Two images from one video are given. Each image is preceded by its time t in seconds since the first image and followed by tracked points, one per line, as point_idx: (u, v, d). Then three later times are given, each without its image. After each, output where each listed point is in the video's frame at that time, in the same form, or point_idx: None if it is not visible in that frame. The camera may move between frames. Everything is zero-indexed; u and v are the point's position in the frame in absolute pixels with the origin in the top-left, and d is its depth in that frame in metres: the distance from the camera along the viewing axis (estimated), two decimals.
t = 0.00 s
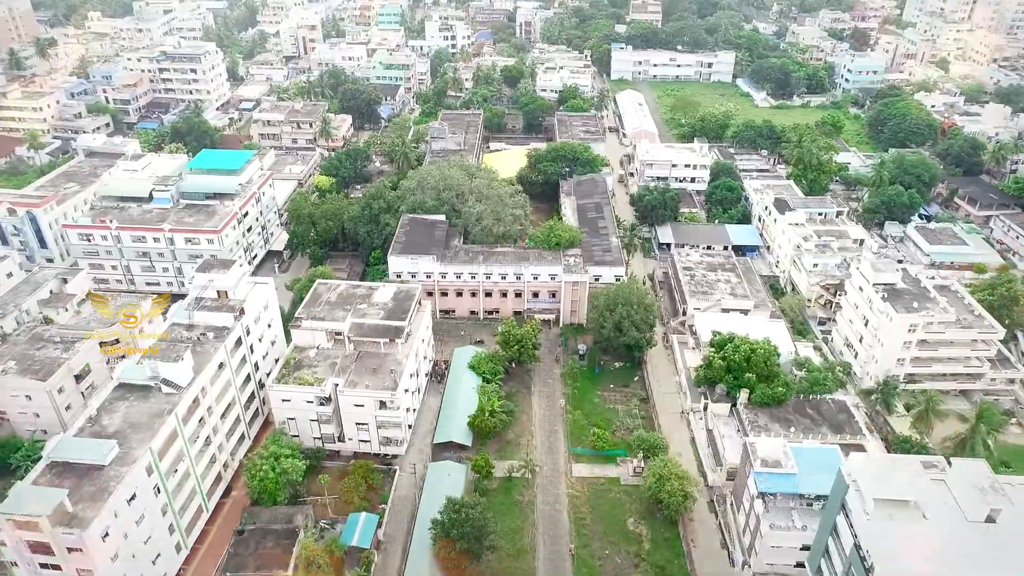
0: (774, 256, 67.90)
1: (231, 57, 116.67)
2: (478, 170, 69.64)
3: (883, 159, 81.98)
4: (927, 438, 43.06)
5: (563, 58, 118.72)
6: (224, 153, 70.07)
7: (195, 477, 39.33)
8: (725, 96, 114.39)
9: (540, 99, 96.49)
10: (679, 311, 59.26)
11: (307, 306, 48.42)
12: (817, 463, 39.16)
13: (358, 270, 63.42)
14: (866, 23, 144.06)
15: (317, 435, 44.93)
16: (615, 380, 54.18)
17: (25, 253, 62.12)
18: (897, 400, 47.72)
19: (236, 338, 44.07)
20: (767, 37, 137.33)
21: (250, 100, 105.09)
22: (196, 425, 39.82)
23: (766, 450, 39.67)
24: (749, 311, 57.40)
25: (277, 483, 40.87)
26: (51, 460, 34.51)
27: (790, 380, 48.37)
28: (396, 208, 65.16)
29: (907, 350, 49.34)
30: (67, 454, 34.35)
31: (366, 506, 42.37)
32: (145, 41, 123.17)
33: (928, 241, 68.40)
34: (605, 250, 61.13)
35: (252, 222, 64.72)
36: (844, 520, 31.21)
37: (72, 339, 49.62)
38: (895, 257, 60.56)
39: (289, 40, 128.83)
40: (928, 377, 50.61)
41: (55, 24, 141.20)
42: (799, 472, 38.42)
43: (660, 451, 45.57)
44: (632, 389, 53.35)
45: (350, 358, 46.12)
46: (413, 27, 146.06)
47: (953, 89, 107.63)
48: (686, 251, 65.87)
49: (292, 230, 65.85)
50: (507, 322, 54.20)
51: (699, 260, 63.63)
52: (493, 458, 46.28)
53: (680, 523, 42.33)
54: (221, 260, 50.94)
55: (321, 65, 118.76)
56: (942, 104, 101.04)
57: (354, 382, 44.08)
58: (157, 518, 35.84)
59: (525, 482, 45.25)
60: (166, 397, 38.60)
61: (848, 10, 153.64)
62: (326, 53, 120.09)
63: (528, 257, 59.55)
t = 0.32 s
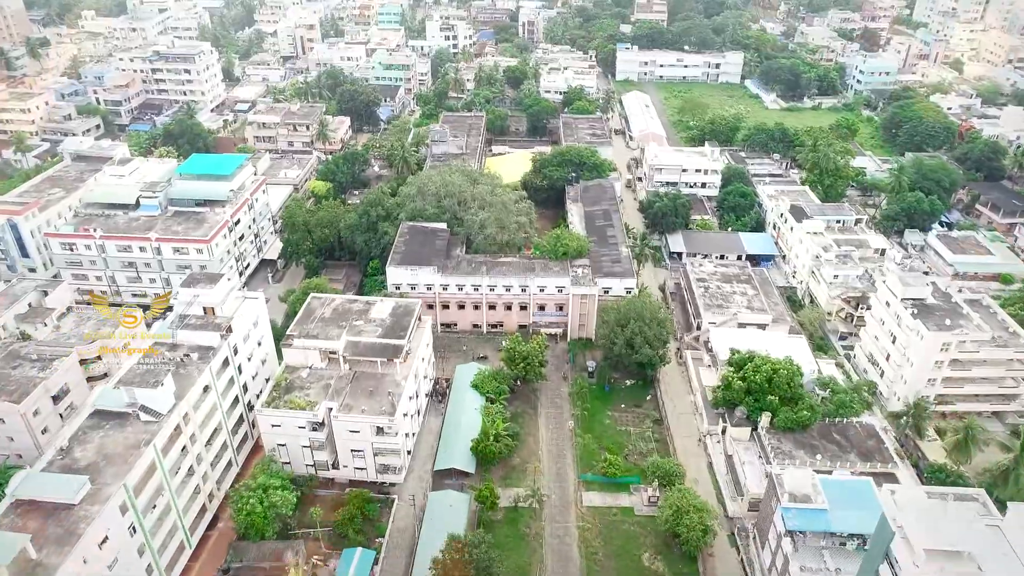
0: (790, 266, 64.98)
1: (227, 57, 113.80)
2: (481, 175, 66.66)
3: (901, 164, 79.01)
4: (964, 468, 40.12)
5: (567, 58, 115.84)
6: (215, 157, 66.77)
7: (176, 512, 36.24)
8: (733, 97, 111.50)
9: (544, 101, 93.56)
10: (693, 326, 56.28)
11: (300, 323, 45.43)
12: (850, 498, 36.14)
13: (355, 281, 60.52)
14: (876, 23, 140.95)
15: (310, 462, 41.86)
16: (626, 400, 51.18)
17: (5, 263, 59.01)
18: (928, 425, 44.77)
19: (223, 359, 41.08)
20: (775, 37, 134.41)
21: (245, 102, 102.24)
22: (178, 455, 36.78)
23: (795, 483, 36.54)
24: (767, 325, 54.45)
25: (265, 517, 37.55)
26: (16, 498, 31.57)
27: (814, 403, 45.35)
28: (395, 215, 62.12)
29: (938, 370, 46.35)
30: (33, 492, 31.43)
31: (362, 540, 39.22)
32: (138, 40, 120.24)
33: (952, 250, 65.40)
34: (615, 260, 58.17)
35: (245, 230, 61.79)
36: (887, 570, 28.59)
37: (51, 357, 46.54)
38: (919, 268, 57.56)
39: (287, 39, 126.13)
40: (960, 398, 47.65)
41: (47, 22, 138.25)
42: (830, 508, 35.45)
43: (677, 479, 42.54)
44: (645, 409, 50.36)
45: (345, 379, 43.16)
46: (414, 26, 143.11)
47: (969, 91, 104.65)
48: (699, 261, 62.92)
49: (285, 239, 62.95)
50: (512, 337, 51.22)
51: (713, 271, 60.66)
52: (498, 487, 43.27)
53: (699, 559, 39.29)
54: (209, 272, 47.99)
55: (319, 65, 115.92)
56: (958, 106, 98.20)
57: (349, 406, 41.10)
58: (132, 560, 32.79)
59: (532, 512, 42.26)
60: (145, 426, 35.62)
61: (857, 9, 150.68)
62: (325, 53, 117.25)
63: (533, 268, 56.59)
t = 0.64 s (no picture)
0: (809, 275, 62.12)
1: (223, 56, 110.96)
2: (485, 179, 63.76)
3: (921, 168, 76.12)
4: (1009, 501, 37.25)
5: (572, 58, 112.92)
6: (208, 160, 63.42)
7: (157, 549, 33.31)
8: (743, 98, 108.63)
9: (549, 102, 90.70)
10: (709, 340, 53.40)
11: (293, 340, 42.56)
12: (888, 537, 33.20)
13: (354, 291, 57.67)
14: (887, 21, 137.98)
15: (303, 491, 38.99)
16: (640, 420, 48.30)
17: None
18: (965, 449, 41.94)
19: (210, 380, 38.17)
20: (784, 36, 131.51)
21: (241, 102, 99.34)
22: (160, 487, 33.85)
23: (829, 519, 33.61)
24: (788, 340, 51.58)
25: (254, 554, 34.64)
26: None
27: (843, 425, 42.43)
28: (395, 222, 59.27)
29: (974, 391, 43.43)
30: None
31: None
32: (132, 39, 117.30)
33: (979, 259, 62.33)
34: (626, 270, 55.30)
35: (237, 238, 58.94)
36: None
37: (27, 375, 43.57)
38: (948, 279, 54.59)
39: (285, 39, 123.37)
40: (996, 419, 44.84)
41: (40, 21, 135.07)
42: (868, 548, 32.50)
43: (697, 509, 39.65)
44: (659, 430, 47.47)
45: (342, 401, 40.23)
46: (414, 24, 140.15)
47: (986, 92, 101.74)
48: (713, 270, 60.05)
49: (280, 246, 60.10)
50: (519, 353, 48.37)
51: (730, 281, 57.78)
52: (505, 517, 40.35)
53: None
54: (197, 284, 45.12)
55: (317, 65, 113.04)
56: (976, 108, 95.42)
57: (346, 431, 38.18)
58: None
59: (541, 545, 39.39)
60: (123, 457, 32.71)
61: (867, 8, 147.72)
62: (323, 53, 114.38)
63: (541, 279, 53.75)
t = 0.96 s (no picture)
0: (828, 284, 59.55)
1: (219, 55, 108.42)
2: (489, 182, 61.18)
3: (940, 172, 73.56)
4: None
5: (576, 58, 110.32)
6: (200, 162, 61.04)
7: None
8: (752, 99, 106.05)
9: (554, 102, 88.17)
10: (725, 354, 50.83)
11: (286, 356, 40.00)
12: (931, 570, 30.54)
13: (352, 301, 55.15)
14: (898, 20, 135.32)
15: (296, 519, 36.43)
16: (653, 439, 45.75)
17: None
18: (1001, 475, 39.34)
19: (196, 401, 35.63)
20: (793, 36, 128.97)
21: (238, 102, 96.80)
22: (140, 520, 31.30)
23: (864, 557, 31.29)
24: (809, 354, 49.03)
25: None
26: None
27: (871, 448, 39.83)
28: (395, 227, 56.70)
29: (1010, 412, 40.77)
30: None
31: None
32: (127, 37, 114.74)
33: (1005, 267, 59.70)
34: (638, 279, 52.71)
35: (230, 244, 56.41)
36: None
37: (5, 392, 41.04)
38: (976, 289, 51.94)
39: (284, 37, 120.83)
40: None
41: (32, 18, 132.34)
42: None
43: (718, 538, 37.05)
44: (674, 450, 44.90)
45: (337, 423, 37.63)
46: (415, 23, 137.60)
47: (1002, 93, 99.21)
48: (728, 279, 57.50)
49: (276, 252, 57.62)
50: (525, 369, 45.80)
51: (745, 291, 55.26)
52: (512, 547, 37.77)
53: None
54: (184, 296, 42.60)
55: (316, 64, 110.51)
56: (993, 110, 92.92)
57: (341, 456, 35.58)
58: None
59: None
60: (99, 488, 30.16)
61: (876, 7, 145.20)
62: (322, 52, 111.88)
63: (549, 289, 51.19)
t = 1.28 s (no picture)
0: (846, 294, 56.84)
1: (214, 54, 105.74)
2: (490, 187, 58.49)
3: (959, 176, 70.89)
4: None
5: (579, 57, 107.63)
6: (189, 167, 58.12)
7: None
8: (760, 100, 103.36)
9: (558, 103, 85.50)
10: (740, 369, 48.15)
11: (274, 376, 37.26)
12: None
13: (348, 312, 52.51)
14: (907, 19, 132.58)
15: (283, 553, 33.76)
16: (666, 462, 43.05)
17: None
18: None
19: (175, 428, 32.89)
20: (800, 35, 126.32)
21: (232, 103, 94.20)
22: (110, 561, 28.62)
23: None
24: (829, 370, 46.34)
25: None
26: None
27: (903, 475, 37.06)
28: (392, 234, 54.00)
29: None
30: None
31: None
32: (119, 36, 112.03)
33: None
34: (648, 290, 50.00)
35: (219, 252, 53.76)
36: None
37: None
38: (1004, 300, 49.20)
39: (281, 36, 118.12)
40: None
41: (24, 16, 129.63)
42: None
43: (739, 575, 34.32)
44: (688, 474, 42.21)
45: (328, 450, 34.88)
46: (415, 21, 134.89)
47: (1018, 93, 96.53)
48: (742, 289, 54.86)
49: (267, 261, 54.83)
50: (530, 387, 43.06)
51: (761, 302, 52.62)
52: None
53: None
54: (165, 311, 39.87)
55: (313, 64, 107.87)
56: (1010, 111, 90.26)
57: (332, 486, 32.84)
58: None
59: None
60: (63, 529, 27.45)
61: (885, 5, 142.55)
62: (319, 51, 109.20)
63: (554, 301, 48.50)
